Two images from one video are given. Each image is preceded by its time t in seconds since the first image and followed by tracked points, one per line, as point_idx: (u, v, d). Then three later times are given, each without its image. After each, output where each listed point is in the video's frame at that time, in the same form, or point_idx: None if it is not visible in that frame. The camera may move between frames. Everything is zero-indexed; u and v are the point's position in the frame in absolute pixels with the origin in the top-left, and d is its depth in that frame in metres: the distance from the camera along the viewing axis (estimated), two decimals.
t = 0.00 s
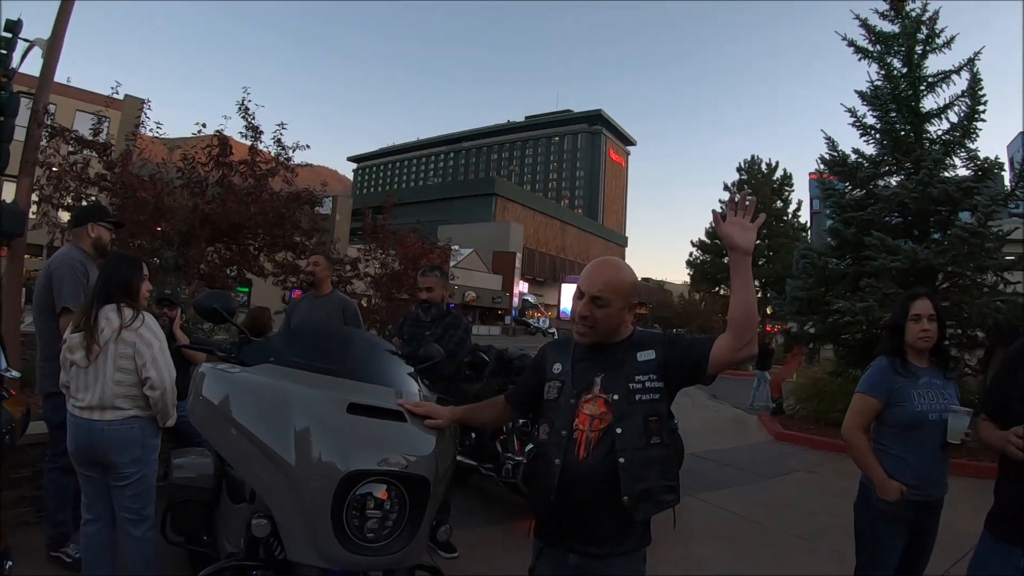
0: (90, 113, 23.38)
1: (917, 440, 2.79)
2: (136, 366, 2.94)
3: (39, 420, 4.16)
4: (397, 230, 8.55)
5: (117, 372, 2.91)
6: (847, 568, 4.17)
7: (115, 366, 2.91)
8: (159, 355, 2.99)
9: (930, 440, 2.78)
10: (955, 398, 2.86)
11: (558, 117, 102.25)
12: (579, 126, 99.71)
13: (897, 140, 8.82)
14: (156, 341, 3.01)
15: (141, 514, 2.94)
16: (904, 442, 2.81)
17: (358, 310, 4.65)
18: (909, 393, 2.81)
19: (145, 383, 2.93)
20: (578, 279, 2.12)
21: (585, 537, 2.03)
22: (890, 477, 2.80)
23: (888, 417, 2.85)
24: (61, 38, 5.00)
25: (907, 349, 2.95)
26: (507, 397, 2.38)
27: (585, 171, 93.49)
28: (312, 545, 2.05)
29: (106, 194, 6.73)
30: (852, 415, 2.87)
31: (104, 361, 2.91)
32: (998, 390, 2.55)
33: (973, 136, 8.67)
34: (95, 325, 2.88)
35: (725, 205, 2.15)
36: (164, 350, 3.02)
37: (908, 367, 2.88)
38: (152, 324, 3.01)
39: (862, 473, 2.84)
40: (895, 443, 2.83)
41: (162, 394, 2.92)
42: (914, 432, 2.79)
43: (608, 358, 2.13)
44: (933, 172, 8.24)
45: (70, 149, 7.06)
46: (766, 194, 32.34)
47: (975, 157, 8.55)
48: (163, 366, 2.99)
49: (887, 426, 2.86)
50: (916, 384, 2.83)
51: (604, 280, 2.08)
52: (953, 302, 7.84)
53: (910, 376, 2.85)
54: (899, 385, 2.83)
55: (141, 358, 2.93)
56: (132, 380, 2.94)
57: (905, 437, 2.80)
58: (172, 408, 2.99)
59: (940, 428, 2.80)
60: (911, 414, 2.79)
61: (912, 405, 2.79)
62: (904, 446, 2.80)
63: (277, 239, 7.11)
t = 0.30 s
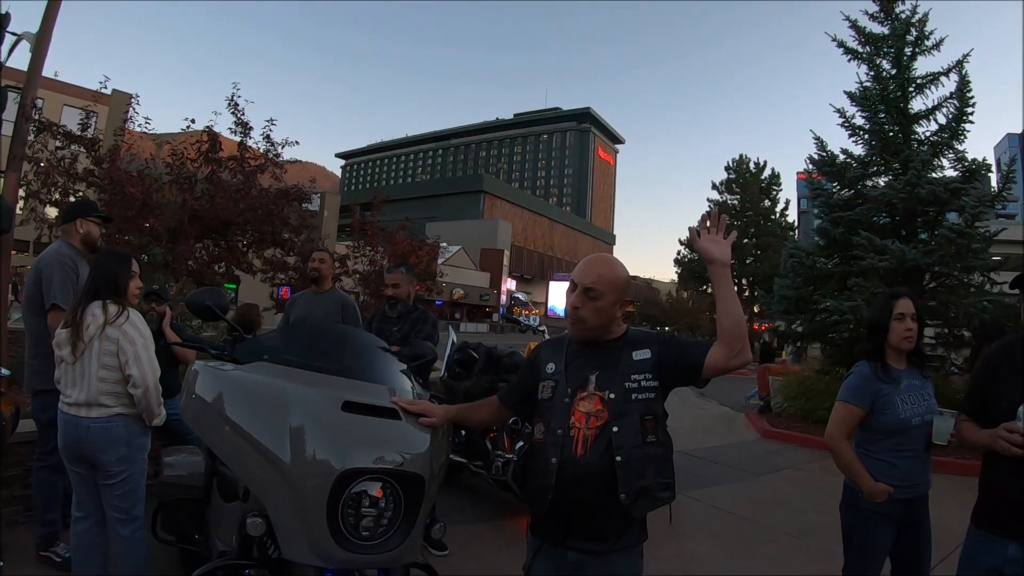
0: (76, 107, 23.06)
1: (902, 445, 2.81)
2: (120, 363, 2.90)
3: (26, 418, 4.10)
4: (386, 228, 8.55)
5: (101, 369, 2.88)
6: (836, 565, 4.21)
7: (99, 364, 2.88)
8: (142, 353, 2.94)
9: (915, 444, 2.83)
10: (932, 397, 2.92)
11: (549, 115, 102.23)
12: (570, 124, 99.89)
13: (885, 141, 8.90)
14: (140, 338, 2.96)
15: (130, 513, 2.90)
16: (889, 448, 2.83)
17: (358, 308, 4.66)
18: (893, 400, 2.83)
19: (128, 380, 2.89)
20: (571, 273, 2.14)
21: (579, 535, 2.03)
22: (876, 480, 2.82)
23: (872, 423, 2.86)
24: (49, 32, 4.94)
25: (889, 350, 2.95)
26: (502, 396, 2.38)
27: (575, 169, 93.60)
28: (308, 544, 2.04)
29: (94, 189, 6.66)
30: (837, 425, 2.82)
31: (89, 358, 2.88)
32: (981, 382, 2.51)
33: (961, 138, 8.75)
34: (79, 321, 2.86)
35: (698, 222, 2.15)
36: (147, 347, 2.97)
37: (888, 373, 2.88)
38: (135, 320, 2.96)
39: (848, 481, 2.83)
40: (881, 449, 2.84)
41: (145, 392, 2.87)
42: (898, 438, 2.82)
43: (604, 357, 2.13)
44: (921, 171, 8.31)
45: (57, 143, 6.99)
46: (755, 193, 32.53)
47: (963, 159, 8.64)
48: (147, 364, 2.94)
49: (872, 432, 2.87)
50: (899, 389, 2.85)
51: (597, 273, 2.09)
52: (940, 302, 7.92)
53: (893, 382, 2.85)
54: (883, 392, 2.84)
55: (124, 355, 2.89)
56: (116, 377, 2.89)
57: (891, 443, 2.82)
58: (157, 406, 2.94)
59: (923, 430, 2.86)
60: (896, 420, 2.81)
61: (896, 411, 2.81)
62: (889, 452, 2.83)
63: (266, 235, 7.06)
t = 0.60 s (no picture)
0: (62, 102, 22.86)
1: (887, 442, 2.85)
2: (95, 362, 2.88)
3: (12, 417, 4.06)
4: (376, 226, 8.54)
5: (79, 368, 2.87)
6: (824, 563, 4.25)
7: (77, 363, 2.88)
8: (114, 351, 2.89)
9: (901, 441, 2.86)
10: (917, 395, 2.95)
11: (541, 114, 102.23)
12: (562, 123, 99.98)
13: (874, 141, 8.97)
14: (114, 336, 2.92)
15: (116, 513, 2.89)
16: (874, 445, 2.87)
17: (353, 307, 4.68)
18: (877, 398, 2.87)
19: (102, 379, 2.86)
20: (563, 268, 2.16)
21: (568, 534, 2.04)
22: (862, 477, 2.86)
23: (858, 421, 2.90)
24: (38, 28, 4.90)
25: (873, 350, 2.98)
26: (492, 394, 2.39)
27: (567, 168, 93.68)
28: (300, 544, 2.04)
29: (82, 186, 6.62)
30: (824, 425, 2.86)
31: (68, 356, 2.89)
32: (964, 378, 2.54)
33: (950, 139, 8.83)
34: (59, 320, 2.88)
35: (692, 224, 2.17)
36: (120, 345, 2.92)
37: (872, 373, 2.91)
38: (106, 318, 2.93)
39: (835, 480, 2.86)
40: (867, 448, 2.88)
41: (115, 390, 2.83)
42: (883, 435, 2.86)
43: (595, 356, 2.15)
44: (910, 172, 8.38)
45: (44, 139, 6.93)
46: (745, 192, 32.71)
47: (952, 160, 8.72)
48: (118, 362, 2.89)
49: (858, 430, 2.91)
50: (883, 387, 2.88)
51: (589, 270, 2.10)
52: (928, 301, 8.00)
53: (877, 381, 2.89)
54: (867, 391, 2.88)
55: (96, 354, 2.86)
56: (94, 376, 2.88)
57: (876, 440, 2.86)
58: (131, 404, 2.88)
59: (909, 428, 2.89)
60: (880, 419, 2.85)
61: (881, 410, 2.85)
62: (874, 449, 2.86)
63: (255, 233, 7.04)
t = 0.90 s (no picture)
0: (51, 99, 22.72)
1: (879, 438, 2.87)
2: (82, 360, 2.87)
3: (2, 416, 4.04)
4: (367, 224, 8.52)
5: (67, 365, 2.87)
6: (815, 560, 4.28)
7: (65, 361, 2.87)
8: (100, 349, 2.87)
9: (893, 437, 2.88)
10: (912, 393, 2.97)
11: (534, 112, 102.25)
12: (555, 122, 100.04)
13: (865, 141, 9.03)
14: (101, 334, 2.91)
15: (107, 513, 2.88)
16: (867, 441, 2.89)
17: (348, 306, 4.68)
18: (869, 395, 2.90)
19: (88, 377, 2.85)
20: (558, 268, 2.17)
21: (559, 533, 2.05)
22: (853, 473, 2.88)
23: (850, 418, 2.93)
24: (29, 26, 4.87)
25: (867, 349, 3.02)
26: (485, 392, 2.40)
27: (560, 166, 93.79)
28: (292, 544, 2.05)
29: (73, 183, 6.58)
30: (817, 423, 2.91)
31: (56, 354, 2.88)
32: (950, 374, 2.57)
33: (940, 139, 8.90)
34: (50, 317, 2.89)
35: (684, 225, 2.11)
36: (107, 342, 2.90)
37: (865, 368, 2.96)
38: (94, 316, 2.92)
39: (828, 475, 2.89)
40: (860, 444, 2.91)
41: (100, 388, 2.81)
42: (875, 431, 2.88)
43: (588, 355, 2.16)
44: (900, 172, 8.44)
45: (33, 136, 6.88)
46: (737, 191, 32.84)
47: (942, 160, 8.79)
48: (104, 360, 2.87)
49: (850, 426, 2.95)
50: (875, 384, 2.92)
51: (582, 269, 2.12)
52: (919, 300, 8.06)
53: (869, 377, 2.93)
54: (859, 387, 2.92)
55: (83, 352, 2.85)
56: (82, 373, 2.88)
57: (868, 436, 2.89)
58: (116, 403, 2.86)
59: (902, 424, 2.91)
60: (873, 415, 2.88)
61: (873, 406, 2.88)
62: (867, 445, 2.89)
63: (247, 231, 7.01)
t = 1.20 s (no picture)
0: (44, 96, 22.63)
1: (875, 435, 2.89)
2: (86, 359, 2.86)
3: None
4: (361, 221, 8.52)
5: (68, 364, 2.84)
6: (807, 558, 4.31)
7: (67, 360, 2.85)
8: (107, 348, 2.89)
9: (890, 434, 2.89)
10: (910, 392, 2.97)
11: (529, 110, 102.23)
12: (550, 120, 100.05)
13: (858, 141, 9.08)
14: (107, 334, 2.92)
15: (104, 511, 2.87)
16: (863, 437, 2.91)
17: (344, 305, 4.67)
18: (865, 391, 2.93)
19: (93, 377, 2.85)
20: (551, 266, 2.19)
21: (552, 531, 2.06)
22: (849, 470, 2.91)
23: (847, 414, 2.96)
24: (21, 22, 4.83)
25: (868, 346, 3.04)
26: (479, 390, 2.41)
27: (554, 165, 93.86)
28: (285, 543, 2.05)
29: (65, 181, 6.56)
30: (815, 418, 2.96)
31: (56, 353, 2.85)
32: (944, 373, 2.60)
33: (932, 139, 8.95)
34: (50, 316, 2.85)
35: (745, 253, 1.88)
36: (113, 343, 2.92)
37: (864, 366, 2.99)
38: (100, 316, 2.93)
39: (824, 472, 2.91)
40: (856, 441, 2.93)
41: (108, 387, 2.82)
42: (871, 428, 2.90)
43: (582, 353, 2.17)
44: (893, 171, 8.49)
45: (26, 133, 6.86)
46: (730, 190, 32.94)
47: (934, 160, 8.84)
48: (112, 359, 2.89)
49: (847, 423, 2.97)
50: (872, 382, 2.94)
51: (577, 268, 2.13)
52: (911, 299, 8.09)
53: (867, 375, 2.96)
54: (857, 384, 2.95)
55: (89, 351, 2.85)
56: (84, 373, 2.87)
57: (864, 433, 2.91)
58: (123, 402, 2.89)
59: (899, 422, 2.91)
60: (869, 412, 2.90)
61: (869, 403, 2.90)
62: (863, 442, 2.91)
63: (239, 229, 6.98)
